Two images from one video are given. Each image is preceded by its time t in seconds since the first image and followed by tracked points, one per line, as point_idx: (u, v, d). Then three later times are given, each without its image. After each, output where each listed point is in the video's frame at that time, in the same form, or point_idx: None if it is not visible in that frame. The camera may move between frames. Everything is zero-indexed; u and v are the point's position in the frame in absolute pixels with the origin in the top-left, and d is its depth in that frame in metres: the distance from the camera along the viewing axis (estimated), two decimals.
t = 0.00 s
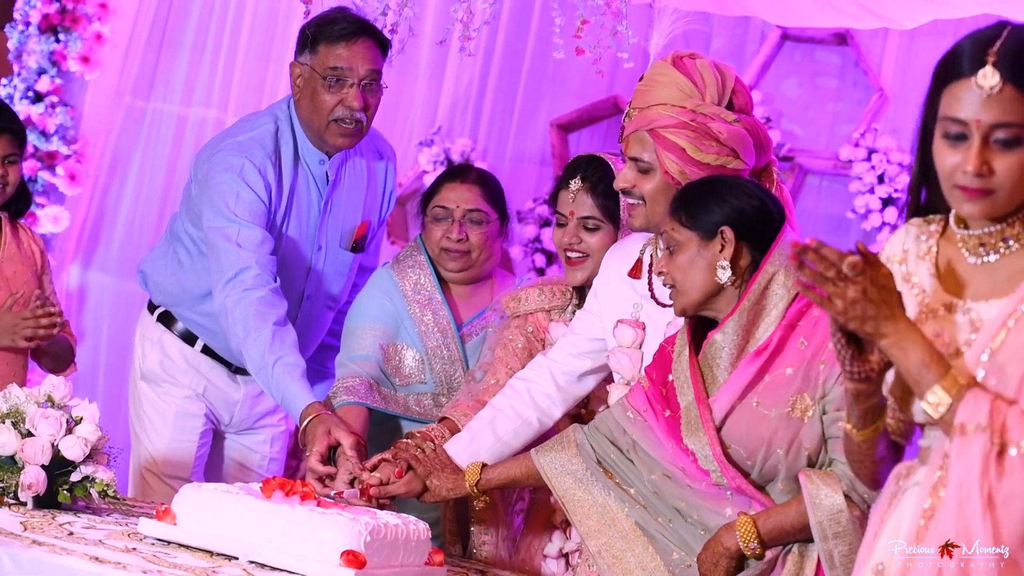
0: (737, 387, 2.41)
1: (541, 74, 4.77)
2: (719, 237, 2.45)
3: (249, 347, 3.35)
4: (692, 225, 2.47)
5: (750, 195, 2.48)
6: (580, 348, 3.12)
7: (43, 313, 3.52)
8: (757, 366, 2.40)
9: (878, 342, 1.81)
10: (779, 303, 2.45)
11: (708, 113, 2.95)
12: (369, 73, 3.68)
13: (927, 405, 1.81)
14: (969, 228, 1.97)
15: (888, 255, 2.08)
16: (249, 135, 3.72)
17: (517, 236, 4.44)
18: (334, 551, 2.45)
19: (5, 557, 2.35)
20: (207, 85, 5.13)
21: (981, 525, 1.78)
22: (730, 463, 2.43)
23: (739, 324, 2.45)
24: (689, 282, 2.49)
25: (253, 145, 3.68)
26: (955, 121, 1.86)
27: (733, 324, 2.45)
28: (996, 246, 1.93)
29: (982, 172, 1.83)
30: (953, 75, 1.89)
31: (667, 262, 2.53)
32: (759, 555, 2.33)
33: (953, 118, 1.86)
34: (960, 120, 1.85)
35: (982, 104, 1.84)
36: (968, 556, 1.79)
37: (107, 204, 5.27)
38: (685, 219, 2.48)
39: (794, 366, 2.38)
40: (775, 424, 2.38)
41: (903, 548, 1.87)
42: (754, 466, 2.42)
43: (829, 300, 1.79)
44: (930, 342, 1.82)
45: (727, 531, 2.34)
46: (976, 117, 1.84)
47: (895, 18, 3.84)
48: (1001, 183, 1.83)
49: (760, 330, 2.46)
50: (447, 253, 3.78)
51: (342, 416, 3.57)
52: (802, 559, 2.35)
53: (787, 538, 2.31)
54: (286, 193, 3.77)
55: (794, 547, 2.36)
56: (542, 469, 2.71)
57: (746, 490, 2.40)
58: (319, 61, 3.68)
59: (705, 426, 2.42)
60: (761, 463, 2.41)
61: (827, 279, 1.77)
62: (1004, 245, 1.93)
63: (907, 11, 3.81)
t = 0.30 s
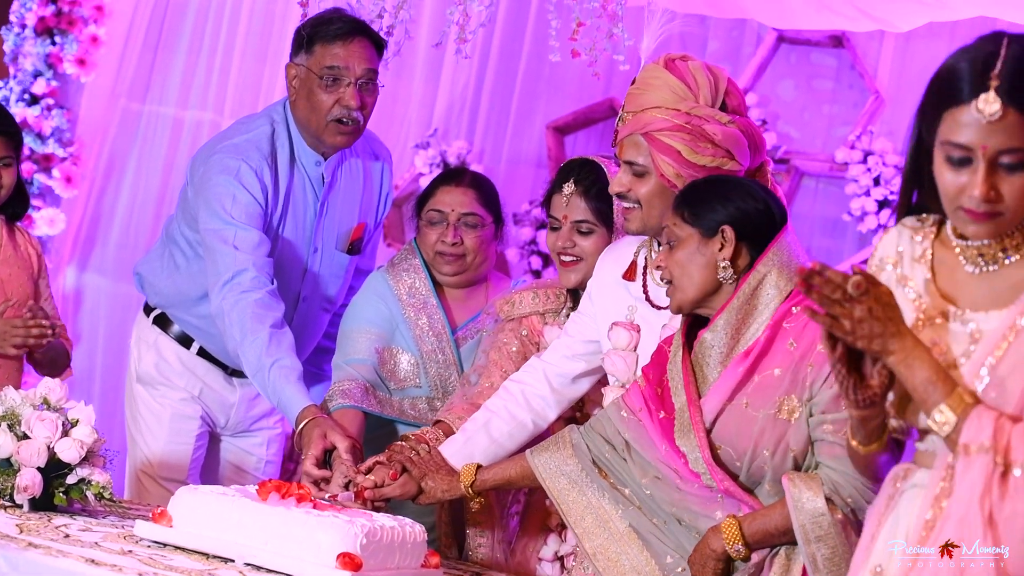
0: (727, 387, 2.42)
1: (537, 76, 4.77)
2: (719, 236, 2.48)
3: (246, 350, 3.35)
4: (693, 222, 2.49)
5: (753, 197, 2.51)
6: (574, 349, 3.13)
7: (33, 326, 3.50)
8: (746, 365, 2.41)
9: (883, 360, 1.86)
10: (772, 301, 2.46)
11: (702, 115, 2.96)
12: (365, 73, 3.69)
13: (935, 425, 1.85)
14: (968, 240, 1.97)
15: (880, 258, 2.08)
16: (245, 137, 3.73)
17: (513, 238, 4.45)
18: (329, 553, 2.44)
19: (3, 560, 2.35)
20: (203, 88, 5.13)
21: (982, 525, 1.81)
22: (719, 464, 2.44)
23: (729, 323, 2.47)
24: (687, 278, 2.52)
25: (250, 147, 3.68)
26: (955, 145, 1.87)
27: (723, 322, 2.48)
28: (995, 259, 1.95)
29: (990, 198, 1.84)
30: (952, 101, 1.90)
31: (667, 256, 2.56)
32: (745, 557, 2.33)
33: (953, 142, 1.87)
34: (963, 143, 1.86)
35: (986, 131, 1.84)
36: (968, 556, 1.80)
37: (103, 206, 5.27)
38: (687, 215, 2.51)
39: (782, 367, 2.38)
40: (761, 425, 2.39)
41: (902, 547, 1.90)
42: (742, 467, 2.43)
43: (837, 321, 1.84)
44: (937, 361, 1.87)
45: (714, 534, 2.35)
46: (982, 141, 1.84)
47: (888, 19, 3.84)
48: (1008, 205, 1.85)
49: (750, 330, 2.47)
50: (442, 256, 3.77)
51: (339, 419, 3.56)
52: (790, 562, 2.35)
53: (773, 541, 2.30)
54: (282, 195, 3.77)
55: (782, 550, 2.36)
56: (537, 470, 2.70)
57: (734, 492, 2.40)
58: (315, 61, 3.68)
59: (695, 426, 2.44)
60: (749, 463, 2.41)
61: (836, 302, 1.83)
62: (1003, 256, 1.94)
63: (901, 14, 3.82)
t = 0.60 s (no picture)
0: (722, 387, 2.43)
1: (534, 79, 4.78)
2: (720, 237, 2.49)
3: (243, 352, 3.35)
4: (695, 220, 2.51)
5: (757, 201, 2.51)
6: (569, 352, 3.13)
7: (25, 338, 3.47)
8: (739, 364, 2.41)
9: (886, 377, 1.88)
10: (768, 302, 2.46)
11: (698, 118, 2.97)
12: (362, 71, 3.69)
13: (938, 439, 1.87)
14: (973, 251, 1.96)
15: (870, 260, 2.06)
16: (241, 139, 3.73)
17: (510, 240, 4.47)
18: (326, 555, 2.45)
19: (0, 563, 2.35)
20: (200, 90, 5.13)
21: (980, 526, 1.85)
22: (712, 465, 2.45)
23: (724, 325, 2.48)
24: (686, 278, 2.53)
25: (246, 149, 3.69)
26: (966, 167, 1.86)
27: (718, 322, 2.49)
28: (999, 269, 1.94)
29: (1005, 221, 1.84)
30: (961, 124, 1.87)
31: (666, 253, 2.57)
32: (737, 558, 2.34)
33: (964, 164, 1.86)
34: (977, 167, 1.85)
35: (1000, 157, 1.83)
36: (967, 556, 1.85)
37: (100, 208, 5.27)
38: (689, 213, 2.52)
39: (777, 368, 2.37)
40: (755, 426, 2.38)
41: (899, 547, 1.94)
42: (735, 467, 2.43)
43: (850, 337, 1.85)
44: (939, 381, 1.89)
45: (706, 536, 2.35)
46: (999, 167, 1.83)
47: (887, 22, 3.90)
48: None
49: (745, 331, 2.48)
50: (437, 259, 3.77)
51: (335, 422, 3.55)
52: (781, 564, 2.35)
53: (764, 542, 2.30)
54: (278, 196, 3.78)
55: (773, 552, 2.36)
56: (533, 472, 2.70)
57: (727, 494, 2.41)
58: (311, 61, 3.69)
59: (689, 427, 2.45)
60: (741, 463, 2.41)
61: (845, 318, 1.86)
62: (1006, 266, 1.93)
63: (899, 16, 3.87)
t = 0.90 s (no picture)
0: (719, 387, 2.43)
1: (532, 80, 4.79)
2: (723, 236, 2.51)
3: (240, 353, 3.35)
4: (699, 219, 2.52)
5: (762, 202, 2.53)
6: (566, 353, 3.13)
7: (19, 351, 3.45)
8: (736, 364, 2.41)
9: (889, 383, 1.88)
10: (765, 302, 2.47)
11: (696, 119, 2.97)
12: (359, 71, 3.69)
13: (938, 446, 1.87)
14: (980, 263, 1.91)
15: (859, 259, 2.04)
16: (239, 140, 3.73)
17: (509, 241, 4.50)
18: (324, 557, 2.45)
19: None
20: (198, 91, 5.13)
21: (981, 526, 1.85)
22: (709, 467, 2.46)
23: (721, 323, 2.48)
24: (684, 275, 2.53)
25: (244, 150, 3.69)
26: (986, 185, 1.82)
27: (715, 321, 2.49)
28: (1004, 282, 1.90)
29: None
30: (978, 144, 1.83)
31: (665, 252, 2.58)
32: (735, 560, 2.33)
33: (984, 182, 1.82)
34: (998, 185, 1.81)
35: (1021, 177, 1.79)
36: (968, 556, 1.86)
37: (98, 209, 5.27)
38: (693, 211, 2.53)
39: (774, 369, 2.37)
40: (752, 427, 2.39)
41: (903, 548, 1.94)
42: (732, 469, 2.44)
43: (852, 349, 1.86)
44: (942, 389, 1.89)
45: (704, 538, 2.35)
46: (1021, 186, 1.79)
47: (884, 23, 3.91)
48: None
49: (743, 329, 2.48)
50: (435, 262, 3.78)
51: (331, 424, 3.57)
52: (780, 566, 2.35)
53: (763, 544, 2.31)
54: (276, 198, 3.78)
55: (771, 553, 2.36)
56: (529, 475, 2.70)
57: (725, 496, 2.41)
58: (308, 61, 3.69)
59: (686, 429, 2.45)
60: (739, 465, 2.42)
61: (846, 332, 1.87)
62: (1011, 277, 1.90)
63: (897, 18, 3.87)
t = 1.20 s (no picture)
0: (717, 390, 2.44)
1: (530, 81, 4.79)
2: (724, 238, 2.51)
3: (238, 355, 3.35)
4: (700, 220, 2.52)
5: (762, 204, 2.54)
6: (562, 355, 3.14)
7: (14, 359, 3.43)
8: (734, 365, 2.42)
9: (898, 397, 1.81)
10: (763, 303, 2.47)
11: (693, 122, 2.97)
12: (356, 72, 3.70)
13: (945, 458, 1.85)
14: (991, 273, 1.89)
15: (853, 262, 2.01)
16: (236, 141, 3.73)
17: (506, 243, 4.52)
18: (322, 559, 2.45)
19: None
20: (195, 93, 5.13)
21: (982, 527, 1.87)
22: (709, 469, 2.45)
23: (718, 324, 2.49)
24: (683, 276, 2.53)
25: (242, 151, 3.69)
26: (1006, 206, 1.78)
27: (713, 323, 2.49)
28: (1008, 292, 1.89)
29: None
30: (993, 165, 1.78)
31: (665, 253, 2.57)
32: (734, 564, 2.34)
33: (1003, 201, 1.78)
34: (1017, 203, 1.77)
35: None
36: (969, 556, 1.88)
37: (96, 211, 5.27)
38: (694, 212, 2.53)
39: (773, 371, 2.38)
40: (752, 430, 2.39)
41: (902, 548, 1.94)
42: (731, 472, 2.44)
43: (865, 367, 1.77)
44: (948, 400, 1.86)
45: (704, 541, 2.35)
46: None
47: (881, 25, 3.91)
48: None
49: (740, 330, 2.49)
50: (432, 263, 3.78)
51: (328, 427, 3.56)
52: (779, 567, 2.36)
53: (762, 547, 2.31)
54: (274, 199, 3.78)
55: (771, 557, 2.37)
56: (526, 478, 2.70)
57: (724, 500, 2.41)
58: (304, 62, 3.69)
59: (685, 432, 2.45)
60: (738, 467, 2.42)
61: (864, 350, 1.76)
62: (1014, 288, 1.88)
63: (895, 19, 3.88)
